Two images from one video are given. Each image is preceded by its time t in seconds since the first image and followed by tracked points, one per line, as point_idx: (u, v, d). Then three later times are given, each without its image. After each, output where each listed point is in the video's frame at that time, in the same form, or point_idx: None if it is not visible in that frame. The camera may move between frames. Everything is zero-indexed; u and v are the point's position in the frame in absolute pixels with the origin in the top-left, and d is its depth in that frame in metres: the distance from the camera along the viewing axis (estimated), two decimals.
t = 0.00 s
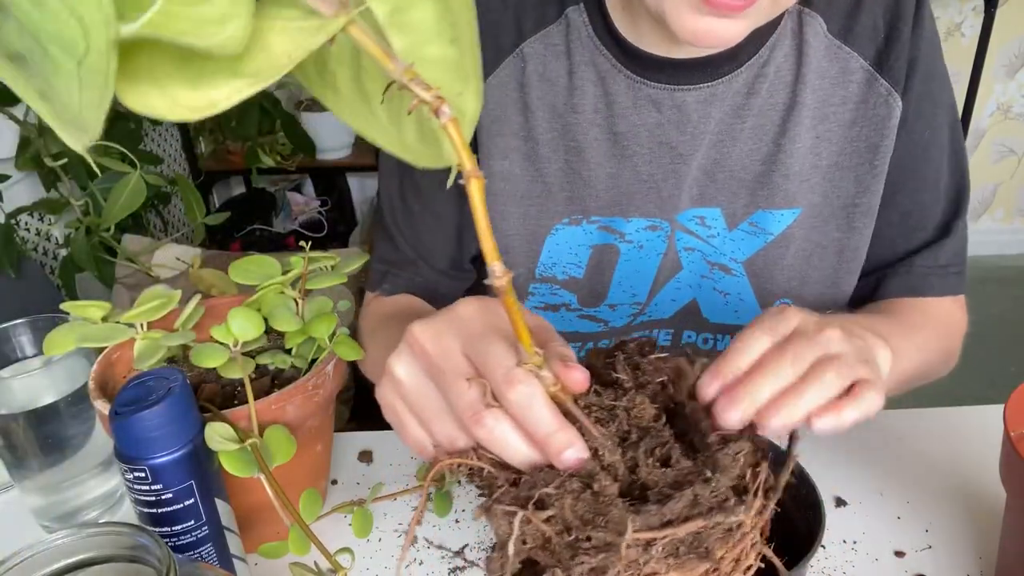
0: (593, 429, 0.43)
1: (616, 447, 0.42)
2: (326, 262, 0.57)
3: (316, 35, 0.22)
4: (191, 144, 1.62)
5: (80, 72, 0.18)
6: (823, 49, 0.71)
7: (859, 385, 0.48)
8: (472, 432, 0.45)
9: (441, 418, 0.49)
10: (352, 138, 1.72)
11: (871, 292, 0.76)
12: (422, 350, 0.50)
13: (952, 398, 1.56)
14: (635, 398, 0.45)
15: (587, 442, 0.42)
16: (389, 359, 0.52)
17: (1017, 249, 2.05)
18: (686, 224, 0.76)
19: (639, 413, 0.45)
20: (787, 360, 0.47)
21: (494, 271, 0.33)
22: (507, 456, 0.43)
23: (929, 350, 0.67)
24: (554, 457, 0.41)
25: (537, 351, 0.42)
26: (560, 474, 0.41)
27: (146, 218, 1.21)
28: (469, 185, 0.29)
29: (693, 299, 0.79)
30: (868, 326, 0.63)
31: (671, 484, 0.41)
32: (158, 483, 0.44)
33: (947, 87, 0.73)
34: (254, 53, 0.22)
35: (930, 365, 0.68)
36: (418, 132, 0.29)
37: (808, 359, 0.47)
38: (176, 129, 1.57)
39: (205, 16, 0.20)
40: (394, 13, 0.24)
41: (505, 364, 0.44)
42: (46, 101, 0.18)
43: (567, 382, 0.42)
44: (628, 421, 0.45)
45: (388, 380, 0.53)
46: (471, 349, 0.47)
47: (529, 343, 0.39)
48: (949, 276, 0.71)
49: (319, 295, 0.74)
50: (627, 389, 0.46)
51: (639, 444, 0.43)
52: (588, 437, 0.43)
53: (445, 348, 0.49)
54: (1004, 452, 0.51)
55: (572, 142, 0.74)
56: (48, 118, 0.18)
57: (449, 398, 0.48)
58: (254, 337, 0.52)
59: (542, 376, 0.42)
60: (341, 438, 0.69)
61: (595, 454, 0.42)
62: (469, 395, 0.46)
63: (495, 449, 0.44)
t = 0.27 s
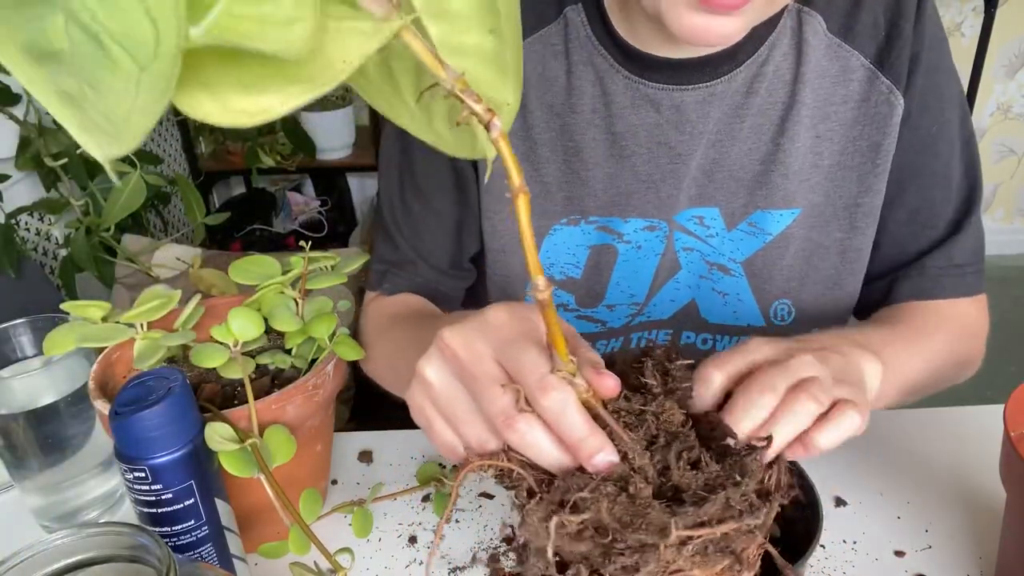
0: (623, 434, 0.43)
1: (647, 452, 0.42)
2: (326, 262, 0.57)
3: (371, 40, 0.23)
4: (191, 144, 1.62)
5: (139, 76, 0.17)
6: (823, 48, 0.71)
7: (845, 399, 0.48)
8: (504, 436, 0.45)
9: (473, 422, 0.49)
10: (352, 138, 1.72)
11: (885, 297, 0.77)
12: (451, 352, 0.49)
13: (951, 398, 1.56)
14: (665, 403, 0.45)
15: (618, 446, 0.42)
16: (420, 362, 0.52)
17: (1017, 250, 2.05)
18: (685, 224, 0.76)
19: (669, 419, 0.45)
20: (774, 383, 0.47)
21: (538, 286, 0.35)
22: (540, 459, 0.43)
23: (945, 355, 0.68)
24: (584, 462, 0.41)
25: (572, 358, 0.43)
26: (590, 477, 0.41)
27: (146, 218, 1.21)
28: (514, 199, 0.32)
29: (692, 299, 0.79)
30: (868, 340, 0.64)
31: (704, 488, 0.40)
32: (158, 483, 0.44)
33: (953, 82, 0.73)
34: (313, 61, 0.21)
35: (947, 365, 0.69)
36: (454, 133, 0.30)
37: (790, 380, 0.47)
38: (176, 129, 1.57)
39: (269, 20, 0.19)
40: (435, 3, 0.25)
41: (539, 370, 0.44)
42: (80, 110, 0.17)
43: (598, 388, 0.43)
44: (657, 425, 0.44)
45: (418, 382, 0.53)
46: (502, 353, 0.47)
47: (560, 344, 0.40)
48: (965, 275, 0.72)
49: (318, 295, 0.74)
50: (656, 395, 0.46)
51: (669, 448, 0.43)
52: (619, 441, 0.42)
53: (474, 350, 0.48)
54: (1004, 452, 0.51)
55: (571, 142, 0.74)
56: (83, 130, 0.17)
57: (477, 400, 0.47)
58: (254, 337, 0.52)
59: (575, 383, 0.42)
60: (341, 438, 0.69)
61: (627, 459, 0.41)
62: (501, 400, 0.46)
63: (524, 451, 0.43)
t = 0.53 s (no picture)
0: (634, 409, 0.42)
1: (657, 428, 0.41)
2: (325, 262, 0.57)
3: None
4: (191, 144, 1.61)
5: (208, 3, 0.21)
6: (822, 47, 0.71)
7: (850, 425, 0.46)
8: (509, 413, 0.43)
9: (476, 403, 0.48)
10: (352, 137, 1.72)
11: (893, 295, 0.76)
12: (459, 335, 0.49)
13: (951, 398, 1.56)
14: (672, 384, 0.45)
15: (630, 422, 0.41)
16: (427, 347, 0.51)
17: (1017, 249, 2.05)
18: (685, 224, 0.76)
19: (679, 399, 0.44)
20: (785, 397, 0.45)
21: (559, 241, 0.35)
22: (549, 444, 0.42)
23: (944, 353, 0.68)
24: (592, 436, 0.40)
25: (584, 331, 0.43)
26: (602, 453, 0.39)
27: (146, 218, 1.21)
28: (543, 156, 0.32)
29: (693, 298, 0.79)
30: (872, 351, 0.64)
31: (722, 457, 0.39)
32: (158, 483, 0.44)
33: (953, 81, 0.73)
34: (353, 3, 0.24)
35: (954, 361, 0.69)
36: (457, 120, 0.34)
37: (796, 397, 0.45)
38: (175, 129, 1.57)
39: None
40: None
41: (548, 339, 0.44)
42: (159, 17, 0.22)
43: (608, 362, 0.43)
44: (666, 403, 0.44)
45: (425, 367, 0.51)
46: (512, 331, 0.47)
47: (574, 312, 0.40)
48: (971, 272, 0.72)
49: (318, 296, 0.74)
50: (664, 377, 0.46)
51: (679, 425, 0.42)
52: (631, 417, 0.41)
53: (484, 329, 0.48)
54: (1004, 452, 0.51)
55: (571, 143, 0.74)
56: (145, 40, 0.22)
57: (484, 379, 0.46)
58: (254, 337, 0.52)
59: (586, 355, 0.42)
60: (341, 438, 0.69)
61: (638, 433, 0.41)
62: (507, 373, 0.45)
63: (533, 429, 0.42)
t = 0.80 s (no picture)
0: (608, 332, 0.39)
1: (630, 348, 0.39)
2: (325, 262, 0.57)
3: None
4: (191, 143, 1.61)
5: None
6: (823, 49, 0.71)
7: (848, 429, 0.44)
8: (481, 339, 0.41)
9: (451, 339, 0.45)
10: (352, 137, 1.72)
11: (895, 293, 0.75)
12: (441, 279, 0.46)
13: (951, 398, 1.56)
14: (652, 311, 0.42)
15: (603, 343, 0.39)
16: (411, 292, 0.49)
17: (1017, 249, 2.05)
18: (685, 224, 0.76)
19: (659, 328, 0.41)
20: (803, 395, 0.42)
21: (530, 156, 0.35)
22: (521, 370, 0.40)
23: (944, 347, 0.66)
24: (565, 356, 0.38)
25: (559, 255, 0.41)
26: (572, 371, 0.38)
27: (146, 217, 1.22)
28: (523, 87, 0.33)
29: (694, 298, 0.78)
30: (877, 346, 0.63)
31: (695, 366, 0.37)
32: (158, 483, 0.44)
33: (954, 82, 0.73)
34: None
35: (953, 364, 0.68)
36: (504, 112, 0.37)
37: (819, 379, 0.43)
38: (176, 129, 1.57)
39: None
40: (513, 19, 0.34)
41: (523, 267, 0.42)
42: None
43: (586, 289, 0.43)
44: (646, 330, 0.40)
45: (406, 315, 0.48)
46: (490, 268, 0.45)
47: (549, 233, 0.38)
48: (970, 271, 0.71)
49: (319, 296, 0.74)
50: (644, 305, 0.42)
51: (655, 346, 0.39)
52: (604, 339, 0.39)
53: (461, 267, 0.46)
54: (1004, 451, 0.51)
55: (572, 143, 0.75)
56: None
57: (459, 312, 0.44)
58: (254, 337, 0.52)
59: (560, 277, 0.40)
60: (341, 438, 0.69)
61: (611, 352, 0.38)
62: (481, 302, 0.42)
63: (507, 355, 0.39)
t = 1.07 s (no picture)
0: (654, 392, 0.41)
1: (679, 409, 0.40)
2: (326, 262, 0.57)
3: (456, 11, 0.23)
4: (191, 143, 1.61)
5: None
6: (822, 47, 0.71)
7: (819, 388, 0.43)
8: (532, 391, 0.43)
9: (502, 386, 0.47)
10: (352, 137, 1.72)
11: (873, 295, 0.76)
12: (488, 323, 0.48)
13: (951, 398, 1.56)
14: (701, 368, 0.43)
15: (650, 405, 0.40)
16: (456, 332, 0.50)
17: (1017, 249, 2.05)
18: (685, 222, 0.76)
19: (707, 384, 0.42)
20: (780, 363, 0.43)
21: (586, 226, 0.33)
22: (568, 423, 0.41)
23: (919, 353, 0.67)
24: (613, 416, 0.39)
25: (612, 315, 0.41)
26: (618, 431, 0.39)
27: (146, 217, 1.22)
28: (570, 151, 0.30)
29: (693, 296, 0.79)
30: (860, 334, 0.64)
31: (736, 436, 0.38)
32: (158, 484, 0.44)
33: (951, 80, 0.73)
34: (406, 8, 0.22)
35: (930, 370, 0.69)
36: (501, 147, 0.29)
37: (796, 360, 0.44)
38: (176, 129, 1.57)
39: None
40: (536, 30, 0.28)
41: (575, 323, 0.44)
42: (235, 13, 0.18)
43: (635, 348, 0.43)
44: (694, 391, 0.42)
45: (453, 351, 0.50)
46: (542, 318, 0.46)
47: (600, 301, 0.38)
48: (955, 276, 0.71)
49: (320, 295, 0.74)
50: (689, 366, 0.42)
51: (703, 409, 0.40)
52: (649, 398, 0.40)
53: (513, 317, 0.47)
54: (1005, 451, 0.51)
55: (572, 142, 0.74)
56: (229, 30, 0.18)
57: (512, 361, 0.45)
58: (254, 336, 0.52)
59: (612, 339, 0.41)
60: (341, 438, 0.69)
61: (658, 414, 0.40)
62: (533, 353, 0.44)
63: (557, 410, 0.41)
